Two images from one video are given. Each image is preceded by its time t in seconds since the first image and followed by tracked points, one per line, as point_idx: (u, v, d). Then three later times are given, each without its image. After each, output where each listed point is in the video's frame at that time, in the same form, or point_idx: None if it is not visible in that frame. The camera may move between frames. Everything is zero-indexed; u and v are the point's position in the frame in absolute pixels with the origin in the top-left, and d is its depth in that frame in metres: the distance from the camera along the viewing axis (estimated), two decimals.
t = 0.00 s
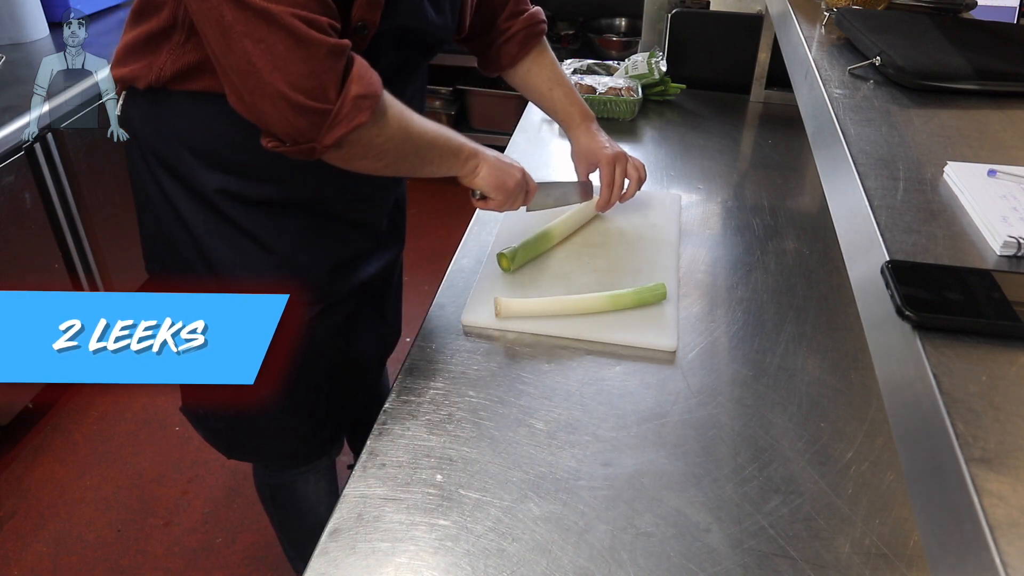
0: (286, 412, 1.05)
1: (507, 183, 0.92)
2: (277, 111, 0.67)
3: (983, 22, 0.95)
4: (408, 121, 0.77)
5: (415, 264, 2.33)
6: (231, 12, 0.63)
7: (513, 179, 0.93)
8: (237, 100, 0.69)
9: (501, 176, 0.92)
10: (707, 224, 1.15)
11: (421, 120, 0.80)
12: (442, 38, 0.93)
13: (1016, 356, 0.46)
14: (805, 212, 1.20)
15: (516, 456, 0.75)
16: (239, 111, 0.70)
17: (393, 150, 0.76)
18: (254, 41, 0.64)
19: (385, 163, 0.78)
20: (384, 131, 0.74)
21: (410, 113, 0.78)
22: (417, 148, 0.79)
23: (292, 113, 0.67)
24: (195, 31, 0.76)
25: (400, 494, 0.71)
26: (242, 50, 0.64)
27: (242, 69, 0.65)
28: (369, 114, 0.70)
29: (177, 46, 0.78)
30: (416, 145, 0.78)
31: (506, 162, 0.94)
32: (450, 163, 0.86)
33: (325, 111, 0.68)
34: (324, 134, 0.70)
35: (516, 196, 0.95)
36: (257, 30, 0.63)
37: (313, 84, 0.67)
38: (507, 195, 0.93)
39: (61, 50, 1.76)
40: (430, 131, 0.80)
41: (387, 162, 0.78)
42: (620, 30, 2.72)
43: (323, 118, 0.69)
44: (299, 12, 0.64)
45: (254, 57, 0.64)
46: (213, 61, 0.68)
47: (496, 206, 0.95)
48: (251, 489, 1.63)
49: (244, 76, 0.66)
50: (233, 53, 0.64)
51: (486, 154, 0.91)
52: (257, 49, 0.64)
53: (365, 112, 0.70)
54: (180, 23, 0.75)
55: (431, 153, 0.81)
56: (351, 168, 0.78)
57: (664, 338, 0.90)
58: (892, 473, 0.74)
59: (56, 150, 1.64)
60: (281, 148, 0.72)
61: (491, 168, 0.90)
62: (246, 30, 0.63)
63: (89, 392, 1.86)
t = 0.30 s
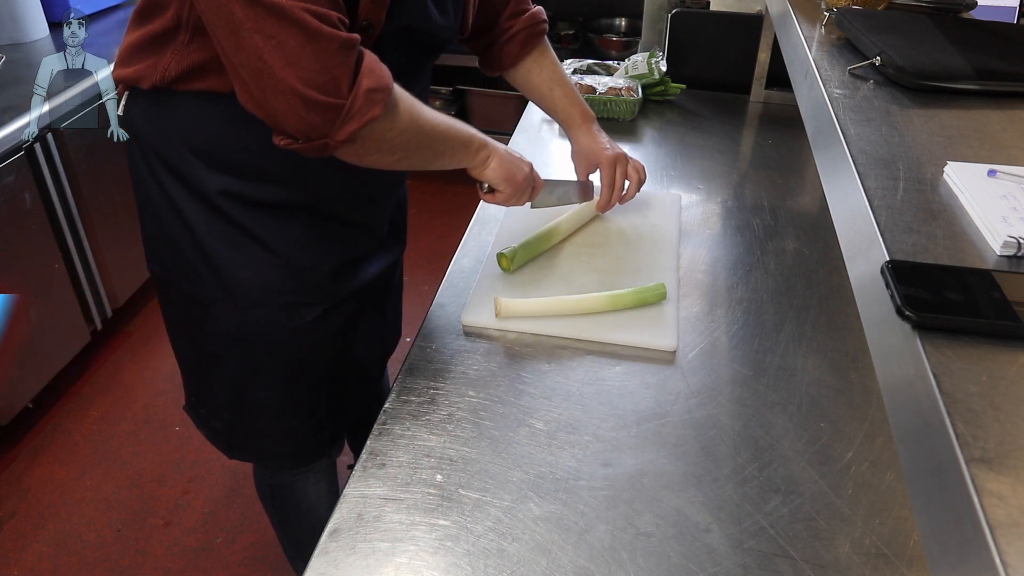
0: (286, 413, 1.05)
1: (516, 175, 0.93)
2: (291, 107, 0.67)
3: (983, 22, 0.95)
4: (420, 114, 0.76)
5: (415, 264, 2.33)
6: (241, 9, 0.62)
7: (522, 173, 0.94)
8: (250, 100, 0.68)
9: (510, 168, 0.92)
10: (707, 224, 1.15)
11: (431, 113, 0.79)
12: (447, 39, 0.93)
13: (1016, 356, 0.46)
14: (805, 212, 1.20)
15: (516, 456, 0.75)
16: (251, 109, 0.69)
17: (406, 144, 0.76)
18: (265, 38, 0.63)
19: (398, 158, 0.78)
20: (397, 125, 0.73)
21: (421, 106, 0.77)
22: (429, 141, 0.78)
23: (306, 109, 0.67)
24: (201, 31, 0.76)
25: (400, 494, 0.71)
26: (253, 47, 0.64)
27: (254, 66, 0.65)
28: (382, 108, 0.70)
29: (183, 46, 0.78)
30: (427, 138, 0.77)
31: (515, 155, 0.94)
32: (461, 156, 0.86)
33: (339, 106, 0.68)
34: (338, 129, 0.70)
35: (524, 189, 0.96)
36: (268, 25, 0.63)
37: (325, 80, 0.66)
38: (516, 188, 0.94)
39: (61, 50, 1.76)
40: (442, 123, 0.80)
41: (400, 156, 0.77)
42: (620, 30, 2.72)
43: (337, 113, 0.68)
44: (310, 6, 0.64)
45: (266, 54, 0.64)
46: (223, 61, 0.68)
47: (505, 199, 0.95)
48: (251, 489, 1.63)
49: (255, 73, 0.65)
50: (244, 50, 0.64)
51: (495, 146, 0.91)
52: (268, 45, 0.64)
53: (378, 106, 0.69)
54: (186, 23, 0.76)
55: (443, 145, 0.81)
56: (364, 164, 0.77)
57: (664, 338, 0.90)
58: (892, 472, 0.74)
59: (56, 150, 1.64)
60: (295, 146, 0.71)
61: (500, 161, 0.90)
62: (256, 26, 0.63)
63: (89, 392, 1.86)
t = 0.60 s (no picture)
0: (287, 413, 1.05)
1: (519, 165, 0.94)
2: (312, 93, 0.66)
3: (983, 22, 0.95)
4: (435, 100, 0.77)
5: (415, 264, 2.33)
6: None
7: (526, 165, 0.95)
8: (268, 89, 0.67)
9: (515, 159, 0.93)
10: (707, 224, 1.15)
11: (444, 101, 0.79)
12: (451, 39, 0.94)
13: (1016, 356, 0.46)
14: (805, 212, 1.20)
15: (517, 456, 0.75)
16: (269, 98, 0.68)
17: (422, 131, 0.76)
18: (285, 23, 0.62)
19: (414, 144, 0.78)
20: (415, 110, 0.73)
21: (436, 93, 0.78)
22: (444, 127, 0.79)
23: (328, 93, 0.66)
24: (209, 26, 0.76)
25: (400, 494, 0.71)
26: (273, 33, 0.63)
27: (274, 52, 0.64)
28: (402, 92, 0.70)
29: (191, 42, 0.78)
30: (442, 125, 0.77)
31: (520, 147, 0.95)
32: (472, 145, 0.86)
33: (360, 90, 0.67)
34: (359, 114, 0.69)
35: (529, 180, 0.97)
36: (287, 11, 0.62)
37: (346, 65, 0.66)
38: (519, 179, 0.95)
39: (61, 50, 1.76)
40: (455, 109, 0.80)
41: (416, 142, 0.77)
42: (620, 30, 2.72)
43: (358, 98, 0.68)
44: None
45: (286, 39, 0.63)
46: (237, 50, 0.67)
47: (509, 192, 0.97)
48: (251, 489, 1.63)
49: (274, 60, 0.64)
50: (262, 36, 0.63)
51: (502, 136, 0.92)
52: (289, 31, 0.63)
53: (398, 90, 0.69)
54: (194, 18, 0.76)
55: (455, 132, 0.81)
56: (381, 151, 0.77)
57: (664, 338, 0.90)
58: (892, 472, 0.74)
59: (56, 150, 1.64)
60: (315, 134, 0.70)
61: (507, 151, 0.92)
62: (275, 12, 0.62)
63: (89, 392, 1.86)
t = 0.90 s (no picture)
0: (288, 413, 1.05)
1: (520, 179, 0.94)
2: (318, 94, 0.66)
3: (983, 22, 0.95)
4: (441, 108, 0.77)
5: (415, 264, 2.33)
6: None
7: (526, 179, 0.95)
8: (274, 88, 0.67)
9: (517, 172, 0.93)
10: (707, 224, 1.15)
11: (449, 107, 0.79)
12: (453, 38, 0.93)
13: (1016, 356, 0.46)
14: (805, 212, 1.20)
15: (517, 456, 0.75)
16: (274, 98, 0.68)
17: (426, 137, 0.76)
18: (293, 24, 0.62)
19: (417, 150, 0.78)
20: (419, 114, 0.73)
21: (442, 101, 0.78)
22: (448, 135, 0.79)
23: (334, 95, 0.66)
24: (215, 25, 0.76)
25: (400, 494, 0.71)
26: (281, 33, 0.63)
27: (282, 52, 0.64)
28: (407, 96, 0.70)
29: (197, 41, 0.78)
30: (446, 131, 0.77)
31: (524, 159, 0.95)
32: (476, 154, 0.86)
33: (365, 93, 0.68)
34: (364, 117, 0.69)
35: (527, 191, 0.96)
36: (295, 12, 0.62)
37: (352, 67, 0.66)
38: (518, 192, 0.95)
39: (61, 50, 1.76)
40: (461, 119, 0.80)
41: (419, 147, 0.77)
42: (620, 30, 2.72)
43: (363, 100, 0.68)
44: None
45: (294, 40, 0.63)
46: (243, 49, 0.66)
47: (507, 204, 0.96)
48: (251, 489, 1.63)
49: (281, 60, 0.64)
50: (270, 37, 0.63)
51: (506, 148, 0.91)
52: (297, 32, 0.63)
53: (403, 95, 0.69)
54: (199, 17, 0.76)
55: (458, 142, 0.81)
56: (385, 154, 0.77)
57: (664, 338, 0.90)
58: (892, 472, 0.74)
59: (56, 150, 1.64)
60: (319, 133, 0.70)
61: (510, 164, 0.91)
62: (284, 12, 0.62)
63: (89, 391, 1.86)
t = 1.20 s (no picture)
0: (288, 414, 1.05)
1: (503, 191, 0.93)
2: (295, 100, 0.66)
3: (983, 22, 0.95)
4: (423, 117, 0.75)
5: (415, 264, 2.33)
6: None
7: (509, 189, 0.94)
8: (255, 91, 0.67)
9: (499, 181, 0.92)
10: (707, 224, 1.15)
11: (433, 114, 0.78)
12: (454, 39, 0.93)
13: (1016, 356, 0.46)
14: (805, 212, 1.20)
15: (517, 456, 0.75)
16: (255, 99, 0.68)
17: (407, 146, 0.75)
18: (273, 28, 0.62)
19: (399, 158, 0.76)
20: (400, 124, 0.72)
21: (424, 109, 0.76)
22: (431, 144, 0.77)
23: (310, 101, 0.66)
24: (215, 25, 0.76)
25: (400, 494, 0.71)
26: (261, 37, 0.63)
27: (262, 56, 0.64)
28: (387, 105, 0.69)
29: (196, 42, 0.78)
30: (428, 140, 0.76)
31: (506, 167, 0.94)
32: (459, 162, 0.84)
33: (342, 100, 0.67)
34: (341, 124, 0.69)
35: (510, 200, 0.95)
36: (276, 16, 0.62)
37: (331, 73, 0.65)
38: (499, 203, 0.94)
39: (61, 50, 1.76)
40: (443, 127, 0.78)
41: (401, 156, 0.76)
42: (620, 30, 2.72)
43: (340, 108, 0.67)
44: None
45: (273, 44, 0.63)
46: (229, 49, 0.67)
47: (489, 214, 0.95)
48: (251, 488, 1.63)
49: (262, 63, 0.64)
50: (250, 40, 0.63)
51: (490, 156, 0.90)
52: (276, 36, 0.63)
53: (383, 103, 0.68)
54: (199, 17, 0.76)
55: (440, 151, 0.79)
56: (366, 161, 0.76)
57: (664, 338, 0.90)
58: (892, 472, 0.74)
59: (56, 150, 1.64)
60: (296, 138, 0.71)
61: (492, 172, 0.90)
62: (264, 16, 0.62)
63: (90, 392, 1.86)
